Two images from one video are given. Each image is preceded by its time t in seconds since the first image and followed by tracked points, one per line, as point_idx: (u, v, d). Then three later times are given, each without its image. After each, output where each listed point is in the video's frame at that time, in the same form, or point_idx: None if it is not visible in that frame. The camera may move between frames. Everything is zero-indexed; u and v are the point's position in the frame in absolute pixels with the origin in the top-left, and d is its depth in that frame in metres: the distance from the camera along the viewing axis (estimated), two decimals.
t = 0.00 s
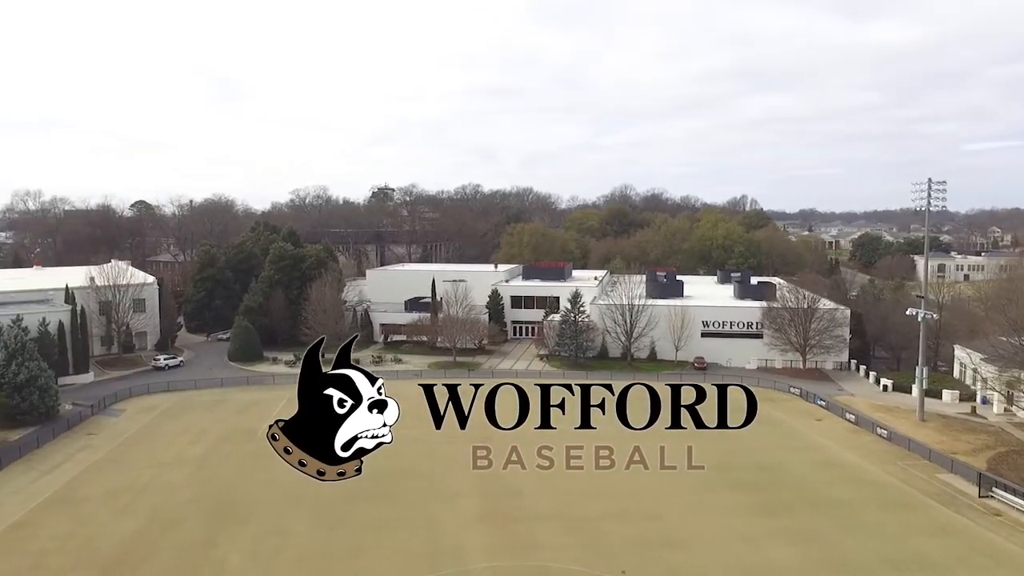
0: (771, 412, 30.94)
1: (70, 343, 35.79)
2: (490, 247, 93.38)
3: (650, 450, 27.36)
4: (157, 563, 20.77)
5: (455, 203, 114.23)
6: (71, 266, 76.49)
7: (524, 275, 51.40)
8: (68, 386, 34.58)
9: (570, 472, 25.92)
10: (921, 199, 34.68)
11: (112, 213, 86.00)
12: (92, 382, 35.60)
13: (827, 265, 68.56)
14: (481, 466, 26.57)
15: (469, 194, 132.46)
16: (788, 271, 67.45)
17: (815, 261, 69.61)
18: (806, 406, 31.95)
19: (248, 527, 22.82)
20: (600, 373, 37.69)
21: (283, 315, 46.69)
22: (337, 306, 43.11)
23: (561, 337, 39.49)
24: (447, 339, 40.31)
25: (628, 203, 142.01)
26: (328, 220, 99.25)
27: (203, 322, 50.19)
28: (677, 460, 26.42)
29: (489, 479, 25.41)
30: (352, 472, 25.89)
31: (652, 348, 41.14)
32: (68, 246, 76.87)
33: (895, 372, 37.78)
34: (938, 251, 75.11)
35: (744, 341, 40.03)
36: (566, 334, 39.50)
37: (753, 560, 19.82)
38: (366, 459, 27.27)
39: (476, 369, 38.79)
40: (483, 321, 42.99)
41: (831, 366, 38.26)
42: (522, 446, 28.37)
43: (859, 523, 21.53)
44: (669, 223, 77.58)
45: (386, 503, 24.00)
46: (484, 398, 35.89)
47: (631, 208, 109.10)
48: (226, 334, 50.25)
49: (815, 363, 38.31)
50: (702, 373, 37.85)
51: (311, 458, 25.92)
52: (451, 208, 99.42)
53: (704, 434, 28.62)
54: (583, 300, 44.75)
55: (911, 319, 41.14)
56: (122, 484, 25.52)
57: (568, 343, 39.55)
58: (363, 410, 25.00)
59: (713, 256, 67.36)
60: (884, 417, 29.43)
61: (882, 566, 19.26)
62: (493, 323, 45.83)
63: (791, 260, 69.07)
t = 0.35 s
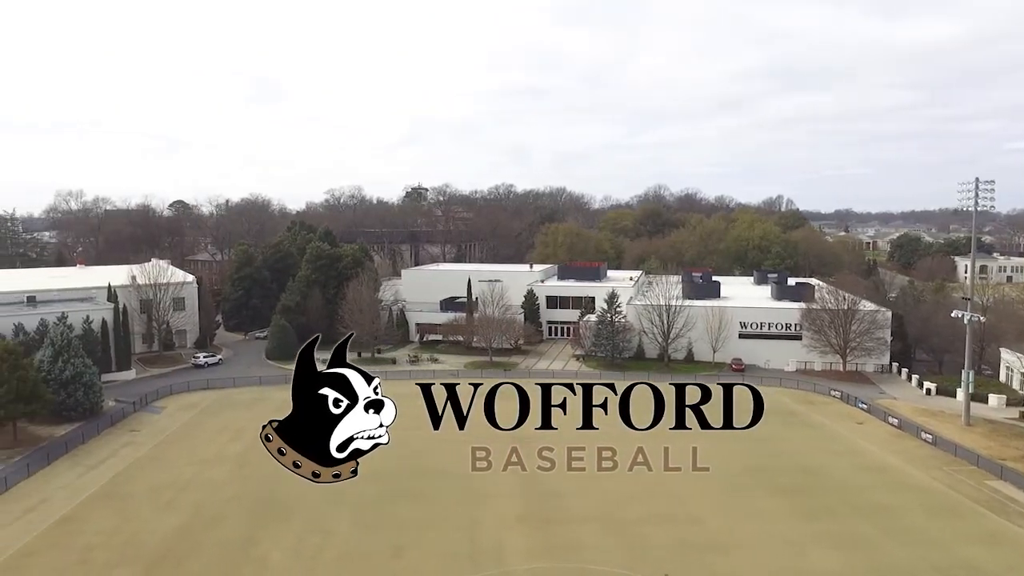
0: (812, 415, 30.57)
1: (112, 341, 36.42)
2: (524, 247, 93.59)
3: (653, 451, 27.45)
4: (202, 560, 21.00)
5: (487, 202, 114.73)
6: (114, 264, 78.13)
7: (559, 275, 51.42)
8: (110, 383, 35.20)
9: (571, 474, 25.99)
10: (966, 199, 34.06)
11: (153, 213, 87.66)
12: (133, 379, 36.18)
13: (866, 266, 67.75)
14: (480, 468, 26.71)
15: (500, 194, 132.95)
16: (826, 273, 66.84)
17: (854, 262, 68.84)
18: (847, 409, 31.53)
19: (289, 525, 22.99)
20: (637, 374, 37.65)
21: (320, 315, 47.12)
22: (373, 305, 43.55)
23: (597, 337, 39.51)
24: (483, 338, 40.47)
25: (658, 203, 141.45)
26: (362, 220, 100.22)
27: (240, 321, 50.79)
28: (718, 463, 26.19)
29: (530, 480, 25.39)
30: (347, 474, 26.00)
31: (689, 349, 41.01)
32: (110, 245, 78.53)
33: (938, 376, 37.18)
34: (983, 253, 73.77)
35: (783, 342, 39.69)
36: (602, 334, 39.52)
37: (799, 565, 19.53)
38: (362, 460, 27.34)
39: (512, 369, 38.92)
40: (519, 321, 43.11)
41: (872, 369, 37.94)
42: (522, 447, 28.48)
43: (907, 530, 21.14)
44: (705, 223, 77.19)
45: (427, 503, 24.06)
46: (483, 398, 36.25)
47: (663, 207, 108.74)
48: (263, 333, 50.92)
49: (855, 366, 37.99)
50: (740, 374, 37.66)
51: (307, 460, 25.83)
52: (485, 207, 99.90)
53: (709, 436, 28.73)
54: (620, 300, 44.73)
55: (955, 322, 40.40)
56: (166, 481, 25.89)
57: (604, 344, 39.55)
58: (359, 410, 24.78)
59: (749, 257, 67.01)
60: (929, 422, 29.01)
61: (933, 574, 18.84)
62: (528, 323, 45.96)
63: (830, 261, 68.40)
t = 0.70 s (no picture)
0: (847, 418, 30.34)
1: (147, 339, 37.02)
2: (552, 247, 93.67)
3: (657, 453, 27.67)
4: (239, 557, 21.20)
5: (514, 202, 114.87)
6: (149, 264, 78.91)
7: (589, 275, 51.50)
8: (145, 381, 35.79)
9: (573, 475, 26.11)
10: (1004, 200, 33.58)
11: (186, 214, 88.85)
12: (167, 377, 36.75)
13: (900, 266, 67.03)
14: (479, 469, 26.81)
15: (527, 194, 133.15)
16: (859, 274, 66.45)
17: (888, 262, 68.12)
18: (882, 411, 31.26)
19: (325, 524, 23.15)
20: (670, 375, 37.78)
21: (351, 315, 47.44)
22: (404, 305, 43.87)
23: (628, 337, 39.64)
24: (514, 339, 40.70)
25: (685, 203, 140.77)
26: (391, 220, 100.83)
27: (272, 320, 51.18)
28: (754, 466, 26.08)
29: (564, 482, 25.40)
30: (343, 476, 25.70)
31: (721, 350, 41.02)
32: (145, 245, 79.28)
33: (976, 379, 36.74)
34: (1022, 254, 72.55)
35: (817, 344, 39.63)
36: (633, 334, 39.67)
37: (838, 568, 19.38)
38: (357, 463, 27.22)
39: (544, 369, 39.13)
40: (550, 322, 43.32)
41: (907, 371, 37.69)
42: (522, 449, 28.58)
43: (947, 535, 20.88)
44: (735, 223, 76.83)
45: (463, 504, 24.13)
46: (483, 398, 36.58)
47: (692, 207, 108.30)
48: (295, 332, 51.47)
49: (890, 368, 37.77)
50: (773, 376, 37.60)
51: (301, 462, 25.56)
52: (513, 207, 100.15)
53: (711, 438, 28.94)
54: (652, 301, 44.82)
55: (993, 325, 39.80)
56: (203, 478, 26.24)
57: (636, 345, 39.69)
58: (355, 410, 24.57)
59: (780, 257, 66.83)
60: (968, 426, 28.68)
61: None
62: (559, 323, 46.16)
63: (863, 262, 67.94)
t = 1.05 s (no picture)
0: (887, 421, 30.01)
1: (184, 338, 37.65)
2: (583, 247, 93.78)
3: (661, 455, 27.68)
4: (279, 555, 21.35)
5: (544, 202, 115.27)
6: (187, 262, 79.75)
7: (622, 275, 51.45)
8: (182, 378, 36.41)
9: (575, 477, 26.13)
10: None
11: (221, 214, 90.04)
12: (203, 375, 37.37)
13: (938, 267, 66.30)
14: (479, 470, 26.88)
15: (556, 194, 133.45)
16: (894, 274, 66.97)
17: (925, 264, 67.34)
18: (923, 414, 30.87)
19: (363, 523, 23.29)
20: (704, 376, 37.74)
21: (384, 315, 47.72)
22: (438, 305, 44.06)
23: (662, 339, 39.60)
24: (547, 339, 40.73)
25: (714, 203, 140.27)
26: (423, 220, 101.52)
27: (306, 319, 51.61)
28: (794, 468, 25.86)
29: (602, 484, 25.34)
30: (340, 476, 25.73)
31: (756, 351, 40.77)
32: (180, 243, 80.00)
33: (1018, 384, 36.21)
34: None
35: (854, 346, 39.39)
36: (667, 336, 39.64)
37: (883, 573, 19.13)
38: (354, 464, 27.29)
39: (577, 369, 39.17)
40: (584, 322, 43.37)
41: (947, 374, 37.39)
42: (523, 450, 28.64)
43: (995, 541, 20.54)
44: (770, 223, 76.52)
45: (501, 504, 24.17)
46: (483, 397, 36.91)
47: (724, 207, 107.99)
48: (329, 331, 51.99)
49: (929, 371, 37.49)
50: (809, 378, 37.39)
51: (296, 465, 25.34)
52: (544, 207, 100.45)
53: (728, 440, 28.94)
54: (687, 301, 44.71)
55: None
56: (242, 476, 26.56)
57: (670, 346, 39.63)
58: (351, 410, 23.81)
59: (815, 258, 67.25)
60: (1013, 430, 28.28)
61: None
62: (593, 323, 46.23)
63: (898, 263, 68.06)
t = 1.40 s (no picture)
0: (933, 426, 29.59)
1: (225, 336, 38.33)
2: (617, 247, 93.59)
3: (664, 456, 27.80)
4: (325, 553, 21.56)
5: (577, 202, 115.23)
6: (224, 258, 80.87)
7: (659, 275, 51.31)
8: (223, 376, 37.10)
9: (577, 478, 26.27)
10: None
11: (260, 214, 91.19)
12: (244, 373, 37.89)
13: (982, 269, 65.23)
14: (479, 471, 27.13)
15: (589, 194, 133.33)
16: (935, 275, 66.23)
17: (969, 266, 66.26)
18: (971, 419, 30.39)
19: (407, 523, 23.44)
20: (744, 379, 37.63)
21: (421, 314, 47.99)
22: (476, 305, 44.28)
23: (701, 340, 39.58)
24: (584, 339, 40.80)
25: (747, 203, 139.14)
26: (457, 220, 101.97)
27: (343, 317, 52.03)
28: (839, 473, 25.60)
29: (644, 487, 25.27)
30: (334, 479, 25.95)
31: (796, 354, 40.73)
32: (221, 243, 81.18)
33: None
34: None
35: (897, 348, 39.15)
36: (706, 337, 39.66)
37: None
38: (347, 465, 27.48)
39: (614, 370, 39.20)
40: (622, 323, 43.40)
41: (993, 379, 36.82)
42: (523, 451, 28.91)
43: None
44: (808, 222, 75.84)
45: (543, 506, 24.20)
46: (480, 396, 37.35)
47: (760, 207, 107.11)
48: (367, 330, 52.50)
49: (975, 374, 36.99)
50: (851, 381, 37.16)
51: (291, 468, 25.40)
52: (577, 208, 100.49)
53: (769, 443, 28.75)
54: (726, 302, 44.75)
55: None
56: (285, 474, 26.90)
57: (709, 347, 39.62)
58: (348, 410, 23.46)
59: (854, 259, 66.72)
60: None
61: None
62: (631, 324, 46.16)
63: (941, 264, 67.15)
